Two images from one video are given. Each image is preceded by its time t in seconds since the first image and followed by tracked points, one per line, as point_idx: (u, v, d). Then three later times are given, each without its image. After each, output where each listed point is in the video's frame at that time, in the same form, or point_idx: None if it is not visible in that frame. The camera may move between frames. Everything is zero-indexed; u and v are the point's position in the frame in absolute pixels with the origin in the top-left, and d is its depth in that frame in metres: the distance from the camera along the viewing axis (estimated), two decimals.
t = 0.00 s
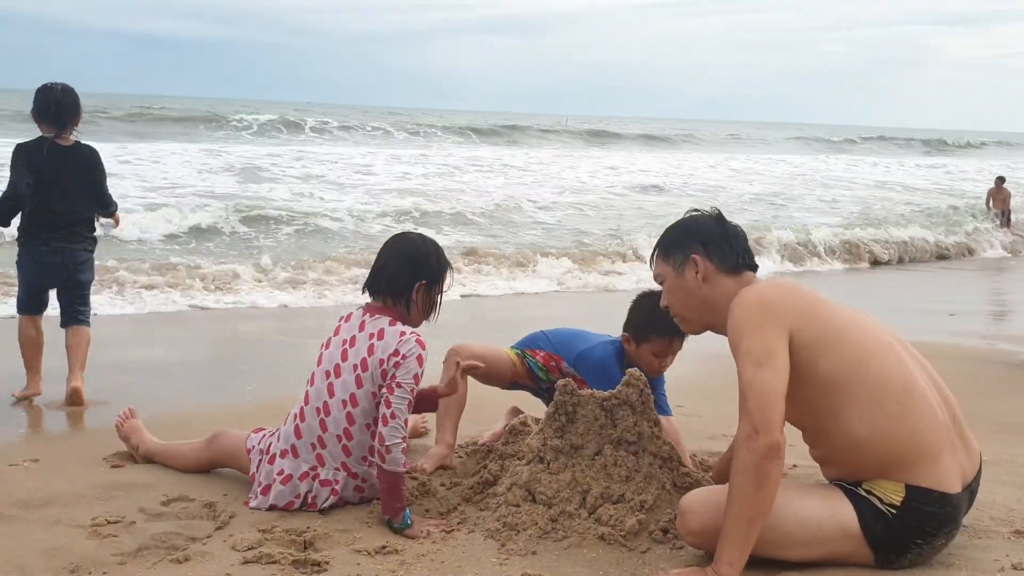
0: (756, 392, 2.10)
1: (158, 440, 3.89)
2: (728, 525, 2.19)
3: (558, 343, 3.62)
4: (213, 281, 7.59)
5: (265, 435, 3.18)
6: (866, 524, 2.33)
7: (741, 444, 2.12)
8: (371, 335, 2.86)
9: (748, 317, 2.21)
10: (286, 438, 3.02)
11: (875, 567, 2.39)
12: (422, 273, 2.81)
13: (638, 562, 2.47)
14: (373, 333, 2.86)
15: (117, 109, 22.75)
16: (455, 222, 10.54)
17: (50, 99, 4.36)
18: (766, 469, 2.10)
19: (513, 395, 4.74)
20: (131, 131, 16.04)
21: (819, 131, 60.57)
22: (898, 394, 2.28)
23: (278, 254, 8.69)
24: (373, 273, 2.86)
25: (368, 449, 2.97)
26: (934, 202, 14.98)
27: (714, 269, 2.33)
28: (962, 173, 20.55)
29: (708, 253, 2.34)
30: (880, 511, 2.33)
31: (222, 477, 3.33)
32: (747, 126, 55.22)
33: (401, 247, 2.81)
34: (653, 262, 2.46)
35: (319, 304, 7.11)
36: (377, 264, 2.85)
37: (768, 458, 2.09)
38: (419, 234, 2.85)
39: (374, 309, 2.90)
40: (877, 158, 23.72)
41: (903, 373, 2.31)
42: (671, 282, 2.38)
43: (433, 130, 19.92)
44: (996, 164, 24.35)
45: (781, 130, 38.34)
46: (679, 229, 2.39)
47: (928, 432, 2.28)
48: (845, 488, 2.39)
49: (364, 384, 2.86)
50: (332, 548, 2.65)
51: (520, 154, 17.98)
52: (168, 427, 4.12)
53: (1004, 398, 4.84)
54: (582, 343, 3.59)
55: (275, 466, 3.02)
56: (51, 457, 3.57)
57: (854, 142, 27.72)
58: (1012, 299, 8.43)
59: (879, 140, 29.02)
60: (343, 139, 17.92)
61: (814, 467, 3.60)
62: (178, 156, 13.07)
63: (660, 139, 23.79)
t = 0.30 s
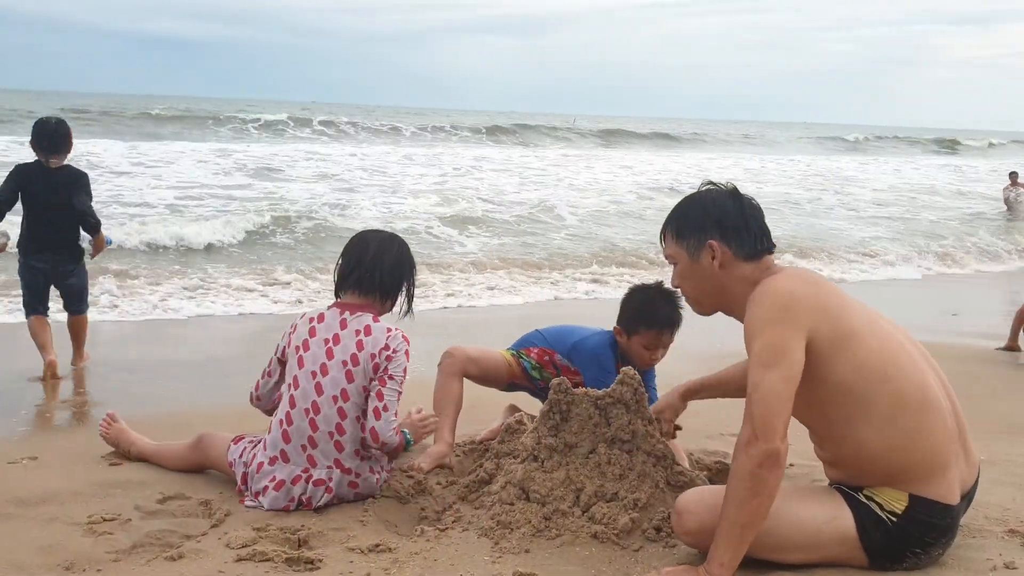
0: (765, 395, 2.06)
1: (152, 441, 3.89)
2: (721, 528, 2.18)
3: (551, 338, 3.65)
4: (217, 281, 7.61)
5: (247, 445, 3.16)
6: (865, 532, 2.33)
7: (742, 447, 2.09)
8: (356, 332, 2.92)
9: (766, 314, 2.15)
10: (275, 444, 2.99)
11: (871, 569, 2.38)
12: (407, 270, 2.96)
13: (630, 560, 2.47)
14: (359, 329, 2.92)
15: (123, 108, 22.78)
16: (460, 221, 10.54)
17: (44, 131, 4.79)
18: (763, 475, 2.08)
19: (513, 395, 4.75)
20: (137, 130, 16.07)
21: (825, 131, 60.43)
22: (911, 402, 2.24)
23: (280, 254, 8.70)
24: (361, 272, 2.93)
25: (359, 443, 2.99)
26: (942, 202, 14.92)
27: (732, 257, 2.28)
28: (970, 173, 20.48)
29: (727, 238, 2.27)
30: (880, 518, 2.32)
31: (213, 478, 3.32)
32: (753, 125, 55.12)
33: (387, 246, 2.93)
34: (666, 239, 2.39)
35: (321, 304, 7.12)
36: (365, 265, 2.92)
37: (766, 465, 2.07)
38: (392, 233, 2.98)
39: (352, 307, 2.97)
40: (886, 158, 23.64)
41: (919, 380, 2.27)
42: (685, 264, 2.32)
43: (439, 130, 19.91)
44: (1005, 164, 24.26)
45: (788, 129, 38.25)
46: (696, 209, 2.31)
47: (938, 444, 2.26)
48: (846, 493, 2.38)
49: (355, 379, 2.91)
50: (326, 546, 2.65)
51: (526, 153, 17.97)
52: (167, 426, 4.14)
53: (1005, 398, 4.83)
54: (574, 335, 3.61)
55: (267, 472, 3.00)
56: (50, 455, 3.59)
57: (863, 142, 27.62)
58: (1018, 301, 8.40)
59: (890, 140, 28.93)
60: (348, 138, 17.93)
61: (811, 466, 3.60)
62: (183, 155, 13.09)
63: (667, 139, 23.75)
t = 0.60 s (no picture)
0: (762, 397, 2.04)
1: (146, 440, 3.90)
2: (712, 527, 2.17)
3: (541, 327, 3.73)
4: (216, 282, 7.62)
5: (234, 448, 3.15)
6: (858, 531, 2.33)
7: (734, 447, 2.09)
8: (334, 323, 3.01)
9: (771, 312, 2.11)
10: (265, 445, 2.98)
11: (863, 567, 2.38)
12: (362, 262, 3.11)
13: (621, 557, 2.47)
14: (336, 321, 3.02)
15: (127, 108, 22.79)
16: (460, 219, 10.54)
17: (32, 139, 5.44)
18: (755, 477, 2.07)
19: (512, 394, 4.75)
20: (138, 129, 16.09)
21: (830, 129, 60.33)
22: (910, 407, 2.22)
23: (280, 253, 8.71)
24: (324, 270, 3.03)
25: (350, 429, 3.02)
26: (944, 201, 14.89)
27: (746, 243, 2.21)
28: (972, 171, 20.43)
29: (741, 224, 2.20)
30: (874, 518, 2.32)
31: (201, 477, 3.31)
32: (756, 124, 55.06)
33: (342, 244, 3.06)
34: (677, 217, 2.30)
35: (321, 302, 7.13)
36: (327, 263, 3.03)
37: (757, 466, 2.06)
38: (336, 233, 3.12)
39: (319, 303, 3.03)
40: (895, 157, 23.57)
41: (921, 385, 2.24)
42: (697, 247, 2.25)
43: (440, 128, 19.90)
44: (1008, 162, 24.20)
45: (792, 128, 38.18)
46: (711, 189, 2.22)
47: (933, 450, 2.25)
48: (840, 491, 2.38)
49: (343, 367, 2.98)
50: (318, 543, 2.66)
51: (527, 151, 17.96)
52: (165, 425, 4.14)
53: (1002, 396, 4.83)
54: (562, 319, 3.71)
55: (260, 474, 2.99)
56: (47, 452, 3.60)
57: (872, 141, 27.54)
58: None
59: (899, 139, 28.84)
60: (349, 137, 17.94)
61: (806, 463, 3.60)
62: (184, 155, 13.11)
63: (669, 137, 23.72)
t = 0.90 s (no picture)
0: (760, 398, 2.05)
1: (146, 439, 3.91)
2: (708, 528, 2.18)
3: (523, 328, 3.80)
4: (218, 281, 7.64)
5: (228, 451, 3.15)
6: (854, 531, 2.33)
7: (731, 449, 2.09)
8: (322, 320, 3.02)
9: (772, 311, 2.10)
10: (262, 448, 2.98)
11: (860, 566, 2.38)
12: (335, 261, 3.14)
13: (617, 555, 2.48)
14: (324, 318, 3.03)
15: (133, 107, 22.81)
16: (463, 219, 10.54)
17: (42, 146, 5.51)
18: (751, 478, 2.08)
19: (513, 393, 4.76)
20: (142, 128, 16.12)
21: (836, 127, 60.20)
22: (908, 408, 2.23)
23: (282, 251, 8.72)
24: (302, 272, 3.04)
25: (346, 426, 3.03)
26: (948, 200, 14.86)
27: (747, 240, 2.20)
28: (977, 170, 20.38)
29: (743, 221, 2.18)
30: (871, 518, 2.32)
31: (198, 476, 3.32)
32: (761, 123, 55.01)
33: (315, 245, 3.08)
34: (678, 210, 2.29)
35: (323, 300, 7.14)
36: (305, 264, 3.04)
37: (754, 467, 2.07)
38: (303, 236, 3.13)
39: (303, 304, 3.04)
40: (902, 156, 23.54)
41: (919, 386, 2.25)
42: (697, 242, 2.24)
43: (444, 126, 19.91)
44: (1013, 161, 24.15)
45: (796, 127, 38.14)
46: (714, 183, 2.20)
47: (931, 452, 2.26)
48: (836, 491, 2.38)
49: (336, 364, 3.01)
50: (316, 541, 2.67)
51: (530, 151, 17.97)
52: (166, 423, 4.16)
53: (1002, 395, 4.82)
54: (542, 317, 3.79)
55: (258, 476, 2.99)
56: (48, 450, 3.61)
57: (879, 141, 27.48)
58: None
59: (907, 138, 28.79)
60: (353, 136, 17.95)
61: (804, 463, 3.60)
62: (188, 154, 13.14)
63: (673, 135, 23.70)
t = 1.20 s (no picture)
0: (762, 397, 2.05)
1: (149, 436, 3.92)
2: (710, 525, 2.18)
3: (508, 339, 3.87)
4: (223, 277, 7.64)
5: (229, 448, 3.16)
6: (856, 529, 2.34)
7: (732, 448, 2.10)
8: (320, 318, 3.07)
9: (773, 311, 2.11)
10: (265, 442, 2.98)
11: (862, 563, 2.38)
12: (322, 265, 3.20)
13: (619, 553, 2.48)
14: (321, 317, 3.08)
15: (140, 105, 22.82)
16: (467, 216, 10.54)
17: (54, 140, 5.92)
18: (753, 478, 2.08)
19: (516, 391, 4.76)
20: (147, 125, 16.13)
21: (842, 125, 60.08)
22: (911, 407, 2.23)
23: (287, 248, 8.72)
24: (294, 276, 3.09)
25: (348, 417, 3.05)
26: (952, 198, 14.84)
27: (748, 238, 2.20)
28: (982, 169, 20.33)
29: (744, 219, 2.19)
30: (872, 517, 2.33)
31: (201, 472, 3.33)
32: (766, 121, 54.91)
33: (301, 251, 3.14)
34: (679, 209, 2.29)
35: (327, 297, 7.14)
36: (296, 270, 3.09)
37: (755, 467, 2.07)
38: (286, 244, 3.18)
39: (297, 304, 3.08)
40: (908, 155, 23.51)
41: (921, 385, 2.25)
42: (698, 241, 2.24)
43: (449, 124, 19.90)
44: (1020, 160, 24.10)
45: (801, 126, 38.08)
46: (715, 181, 2.20)
47: (931, 452, 2.27)
48: (837, 489, 2.38)
49: (336, 357, 3.05)
50: (319, 538, 2.68)
51: (534, 149, 17.95)
52: (170, 420, 4.17)
53: (1004, 394, 4.82)
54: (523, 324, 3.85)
55: (263, 470, 2.99)
56: (53, 447, 3.62)
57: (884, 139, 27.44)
58: None
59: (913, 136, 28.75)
60: (358, 134, 17.95)
61: (806, 461, 3.61)
62: (192, 152, 13.15)
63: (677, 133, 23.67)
